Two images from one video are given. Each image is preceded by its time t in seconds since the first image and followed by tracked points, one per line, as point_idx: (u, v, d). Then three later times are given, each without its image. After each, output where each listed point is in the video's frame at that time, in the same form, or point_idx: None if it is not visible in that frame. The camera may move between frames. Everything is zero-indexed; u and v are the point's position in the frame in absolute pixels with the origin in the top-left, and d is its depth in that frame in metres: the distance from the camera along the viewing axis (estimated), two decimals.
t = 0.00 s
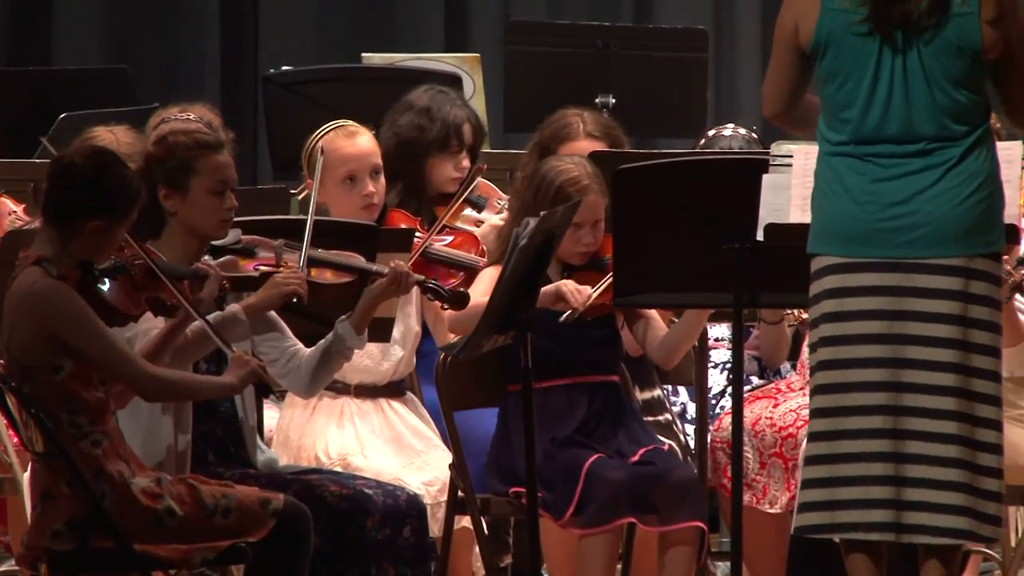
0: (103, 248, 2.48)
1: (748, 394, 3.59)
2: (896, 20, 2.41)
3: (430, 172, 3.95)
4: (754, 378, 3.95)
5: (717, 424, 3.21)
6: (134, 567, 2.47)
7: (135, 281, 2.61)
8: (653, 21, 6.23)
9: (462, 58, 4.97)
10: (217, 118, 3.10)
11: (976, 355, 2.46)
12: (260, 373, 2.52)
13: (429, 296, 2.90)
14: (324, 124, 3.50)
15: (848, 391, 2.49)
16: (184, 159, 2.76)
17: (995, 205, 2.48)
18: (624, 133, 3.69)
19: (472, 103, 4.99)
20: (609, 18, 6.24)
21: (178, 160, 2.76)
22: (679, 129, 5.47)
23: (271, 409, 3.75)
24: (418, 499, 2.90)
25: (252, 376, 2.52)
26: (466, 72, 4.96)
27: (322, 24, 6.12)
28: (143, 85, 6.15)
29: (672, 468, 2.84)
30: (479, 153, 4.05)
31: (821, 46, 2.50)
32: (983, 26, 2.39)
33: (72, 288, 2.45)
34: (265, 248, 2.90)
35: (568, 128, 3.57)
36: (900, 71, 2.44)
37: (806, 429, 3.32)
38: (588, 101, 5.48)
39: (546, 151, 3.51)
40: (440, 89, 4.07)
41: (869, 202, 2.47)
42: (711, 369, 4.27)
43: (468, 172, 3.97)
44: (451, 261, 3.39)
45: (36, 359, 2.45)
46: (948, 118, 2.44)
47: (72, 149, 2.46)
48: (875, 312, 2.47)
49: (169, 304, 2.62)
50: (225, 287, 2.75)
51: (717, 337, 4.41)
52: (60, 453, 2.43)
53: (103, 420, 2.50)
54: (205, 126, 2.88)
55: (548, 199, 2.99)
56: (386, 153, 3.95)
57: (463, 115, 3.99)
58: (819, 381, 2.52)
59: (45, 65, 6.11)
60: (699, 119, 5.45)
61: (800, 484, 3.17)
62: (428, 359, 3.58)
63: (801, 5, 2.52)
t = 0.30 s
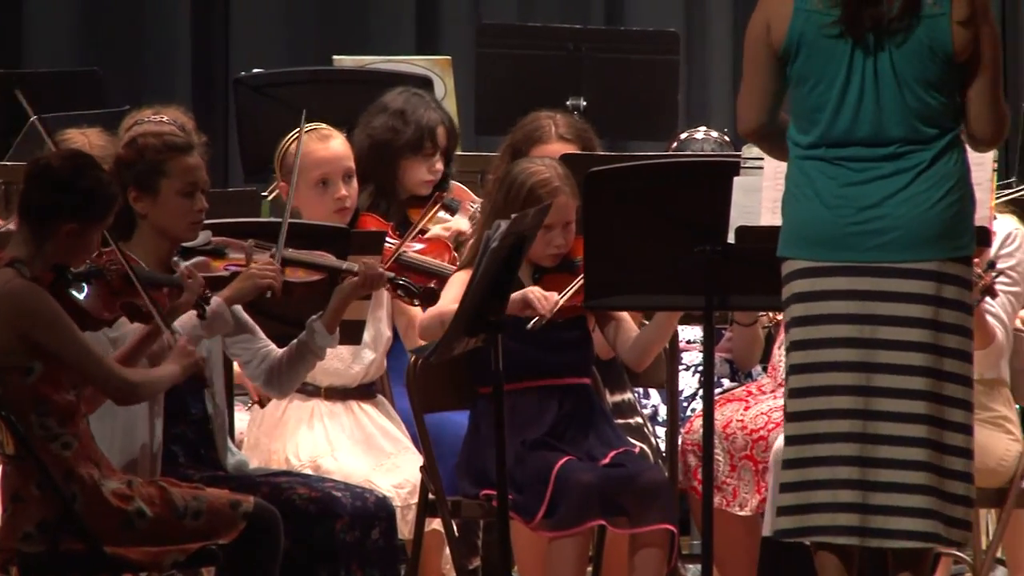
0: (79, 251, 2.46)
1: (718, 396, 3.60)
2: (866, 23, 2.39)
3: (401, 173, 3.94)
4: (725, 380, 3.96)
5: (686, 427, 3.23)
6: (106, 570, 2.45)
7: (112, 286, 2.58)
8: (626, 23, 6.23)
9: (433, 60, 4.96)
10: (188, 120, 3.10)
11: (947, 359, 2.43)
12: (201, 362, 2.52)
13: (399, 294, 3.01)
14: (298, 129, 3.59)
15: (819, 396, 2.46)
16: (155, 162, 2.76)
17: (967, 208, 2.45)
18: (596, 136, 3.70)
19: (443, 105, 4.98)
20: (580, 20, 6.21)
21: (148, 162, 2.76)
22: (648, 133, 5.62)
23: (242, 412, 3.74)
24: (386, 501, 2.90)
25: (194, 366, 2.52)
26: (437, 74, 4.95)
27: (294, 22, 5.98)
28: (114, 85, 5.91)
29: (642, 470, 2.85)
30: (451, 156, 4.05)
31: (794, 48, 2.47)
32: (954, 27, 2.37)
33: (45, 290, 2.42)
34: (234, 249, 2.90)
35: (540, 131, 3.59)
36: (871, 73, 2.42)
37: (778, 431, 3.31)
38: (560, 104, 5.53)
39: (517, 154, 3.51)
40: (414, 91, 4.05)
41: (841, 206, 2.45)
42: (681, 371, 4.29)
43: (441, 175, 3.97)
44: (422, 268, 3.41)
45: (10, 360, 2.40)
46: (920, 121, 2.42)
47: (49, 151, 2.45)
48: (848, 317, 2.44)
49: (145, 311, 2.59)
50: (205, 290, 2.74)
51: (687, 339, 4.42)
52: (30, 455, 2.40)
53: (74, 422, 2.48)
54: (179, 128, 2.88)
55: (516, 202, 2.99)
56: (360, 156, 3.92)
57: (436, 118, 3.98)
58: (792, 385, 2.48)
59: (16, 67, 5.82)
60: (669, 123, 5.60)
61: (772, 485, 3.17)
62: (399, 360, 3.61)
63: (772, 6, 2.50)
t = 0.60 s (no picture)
0: (45, 254, 2.42)
1: (686, 395, 3.64)
2: (835, 34, 2.34)
3: (367, 173, 3.94)
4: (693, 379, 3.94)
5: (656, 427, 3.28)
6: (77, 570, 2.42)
7: (78, 284, 2.58)
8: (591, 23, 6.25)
9: (400, 60, 5.00)
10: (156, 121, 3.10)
11: (907, 354, 2.38)
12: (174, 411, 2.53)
13: (366, 298, 3.01)
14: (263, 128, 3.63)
15: (786, 390, 2.40)
16: (123, 162, 2.75)
17: (935, 204, 2.41)
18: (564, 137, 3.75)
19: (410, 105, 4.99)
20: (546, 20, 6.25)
21: (117, 162, 2.75)
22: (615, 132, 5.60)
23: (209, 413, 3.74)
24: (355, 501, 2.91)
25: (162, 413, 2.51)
26: (404, 74, 4.99)
27: (263, 24, 6.04)
28: (82, 88, 5.94)
29: (610, 470, 2.87)
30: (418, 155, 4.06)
31: (762, 43, 2.43)
32: (922, 23, 2.34)
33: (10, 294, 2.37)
34: (203, 250, 2.91)
35: (509, 129, 3.62)
36: (840, 68, 2.38)
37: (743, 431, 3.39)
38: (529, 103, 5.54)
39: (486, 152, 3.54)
40: (378, 90, 4.08)
41: (810, 199, 2.39)
42: (649, 371, 4.33)
43: (407, 174, 3.96)
44: (390, 265, 3.45)
45: None
46: (889, 116, 2.38)
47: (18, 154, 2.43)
48: (822, 310, 2.38)
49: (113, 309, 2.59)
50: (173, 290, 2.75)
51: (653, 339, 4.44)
52: None
53: (42, 423, 2.45)
54: (146, 128, 2.88)
55: (485, 202, 3.02)
56: (323, 157, 3.96)
57: (399, 118, 4.00)
58: (763, 379, 2.43)
59: None
60: (638, 122, 5.59)
61: (739, 486, 3.22)
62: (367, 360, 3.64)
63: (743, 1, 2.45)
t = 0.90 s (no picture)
0: (15, 254, 2.41)
1: (658, 395, 3.66)
2: (807, 30, 2.35)
3: (339, 177, 3.99)
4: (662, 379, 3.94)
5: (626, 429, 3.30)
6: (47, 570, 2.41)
7: (47, 284, 2.56)
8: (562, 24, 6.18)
9: (371, 61, 4.99)
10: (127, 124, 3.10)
11: (887, 363, 2.40)
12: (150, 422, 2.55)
13: (334, 300, 3.05)
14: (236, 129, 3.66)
15: (749, 399, 2.42)
16: (95, 162, 2.74)
17: (907, 210, 2.41)
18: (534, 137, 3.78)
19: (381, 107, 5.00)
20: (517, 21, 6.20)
21: (89, 163, 2.74)
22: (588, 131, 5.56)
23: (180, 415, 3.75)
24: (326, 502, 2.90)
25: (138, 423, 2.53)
26: (375, 74, 4.98)
27: (236, 25, 6.05)
28: (53, 87, 5.95)
29: (582, 470, 2.88)
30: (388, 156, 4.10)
31: (734, 52, 2.42)
32: (893, 35, 2.34)
33: None
34: (173, 252, 2.91)
35: (480, 130, 3.65)
36: (810, 78, 2.37)
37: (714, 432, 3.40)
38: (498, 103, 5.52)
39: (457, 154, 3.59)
40: (349, 93, 4.11)
41: (780, 209, 2.39)
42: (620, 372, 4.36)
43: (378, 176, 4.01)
44: (363, 266, 3.47)
45: None
46: (859, 124, 2.37)
47: None
48: (791, 320, 2.39)
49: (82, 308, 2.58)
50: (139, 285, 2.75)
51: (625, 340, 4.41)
52: None
53: (12, 424, 2.41)
54: (116, 129, 2.87)
55: (455, 203, 3.05)
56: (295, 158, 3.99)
57: (372, 120, 4.04)
58: (728, 387, 2.43)
59: None
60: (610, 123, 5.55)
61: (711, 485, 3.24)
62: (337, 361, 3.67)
63: (713, 8, 2.45)
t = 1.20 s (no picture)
0: None
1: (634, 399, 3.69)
2: (783, 35, 2.33)
3: (313, 180, 4.01)
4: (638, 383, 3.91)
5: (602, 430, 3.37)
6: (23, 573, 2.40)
7: (22, 286, 2.55)
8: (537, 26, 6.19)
9: (345, 64, 5.03)
10: (100, 126, 3.11)
11: (868, 368, 2.38)
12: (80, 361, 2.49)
13: (310, 296, 3.03)
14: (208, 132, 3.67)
15: (722, 404, 2.41)
16: (66, 164, 2.75)
17: (883, 217, 2.41)
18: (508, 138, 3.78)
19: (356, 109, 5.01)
20: (491, 24, 6.22)
21: (60, 165, 2.75)
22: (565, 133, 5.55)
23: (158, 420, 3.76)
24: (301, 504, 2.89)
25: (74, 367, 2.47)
26: (350, 77, 5.02)
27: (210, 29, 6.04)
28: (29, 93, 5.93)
29: (558, 473, 2.89)
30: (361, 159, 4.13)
31: (709, 60, 2.40)
32: (870, 35, 2.33)
33: None
34: (147, 252, 2.93)
35: (454, 132, 3.66)
36: (788, 85, 2.36)
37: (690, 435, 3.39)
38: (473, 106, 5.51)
39: (431, 155, 3.61)
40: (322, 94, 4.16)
41: (758, 215, 2.38)
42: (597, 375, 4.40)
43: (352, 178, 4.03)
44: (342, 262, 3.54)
45: None
46: (836, 130, 2.37)
47: None
48: (768, 324, 2.37)
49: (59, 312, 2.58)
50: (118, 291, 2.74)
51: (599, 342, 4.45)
52: None
53: None
54: (90, 132, 2.87)
55: (430, 205, 3.05)
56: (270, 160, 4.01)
57: (346, 121, 4.08)
58: (705, 391, 2.43)
59: None
60: (585, 123, 5.52)
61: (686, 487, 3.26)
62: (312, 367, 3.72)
63: (685, 14, 2.43)
